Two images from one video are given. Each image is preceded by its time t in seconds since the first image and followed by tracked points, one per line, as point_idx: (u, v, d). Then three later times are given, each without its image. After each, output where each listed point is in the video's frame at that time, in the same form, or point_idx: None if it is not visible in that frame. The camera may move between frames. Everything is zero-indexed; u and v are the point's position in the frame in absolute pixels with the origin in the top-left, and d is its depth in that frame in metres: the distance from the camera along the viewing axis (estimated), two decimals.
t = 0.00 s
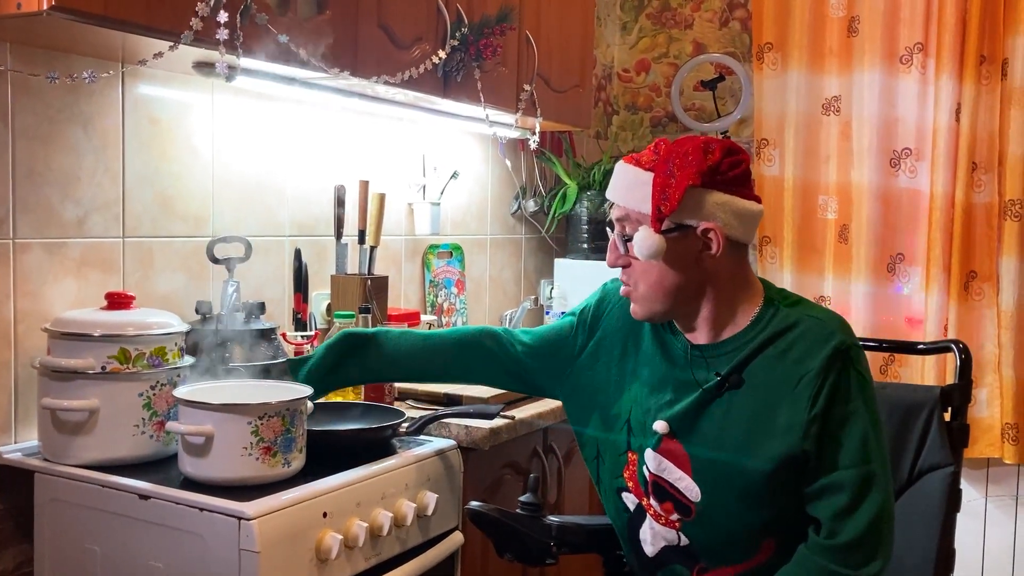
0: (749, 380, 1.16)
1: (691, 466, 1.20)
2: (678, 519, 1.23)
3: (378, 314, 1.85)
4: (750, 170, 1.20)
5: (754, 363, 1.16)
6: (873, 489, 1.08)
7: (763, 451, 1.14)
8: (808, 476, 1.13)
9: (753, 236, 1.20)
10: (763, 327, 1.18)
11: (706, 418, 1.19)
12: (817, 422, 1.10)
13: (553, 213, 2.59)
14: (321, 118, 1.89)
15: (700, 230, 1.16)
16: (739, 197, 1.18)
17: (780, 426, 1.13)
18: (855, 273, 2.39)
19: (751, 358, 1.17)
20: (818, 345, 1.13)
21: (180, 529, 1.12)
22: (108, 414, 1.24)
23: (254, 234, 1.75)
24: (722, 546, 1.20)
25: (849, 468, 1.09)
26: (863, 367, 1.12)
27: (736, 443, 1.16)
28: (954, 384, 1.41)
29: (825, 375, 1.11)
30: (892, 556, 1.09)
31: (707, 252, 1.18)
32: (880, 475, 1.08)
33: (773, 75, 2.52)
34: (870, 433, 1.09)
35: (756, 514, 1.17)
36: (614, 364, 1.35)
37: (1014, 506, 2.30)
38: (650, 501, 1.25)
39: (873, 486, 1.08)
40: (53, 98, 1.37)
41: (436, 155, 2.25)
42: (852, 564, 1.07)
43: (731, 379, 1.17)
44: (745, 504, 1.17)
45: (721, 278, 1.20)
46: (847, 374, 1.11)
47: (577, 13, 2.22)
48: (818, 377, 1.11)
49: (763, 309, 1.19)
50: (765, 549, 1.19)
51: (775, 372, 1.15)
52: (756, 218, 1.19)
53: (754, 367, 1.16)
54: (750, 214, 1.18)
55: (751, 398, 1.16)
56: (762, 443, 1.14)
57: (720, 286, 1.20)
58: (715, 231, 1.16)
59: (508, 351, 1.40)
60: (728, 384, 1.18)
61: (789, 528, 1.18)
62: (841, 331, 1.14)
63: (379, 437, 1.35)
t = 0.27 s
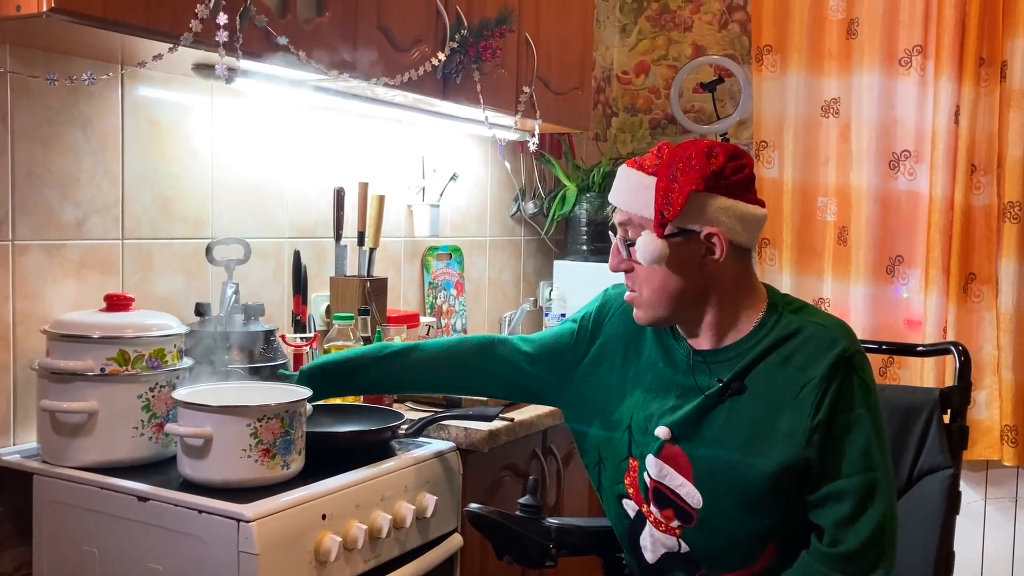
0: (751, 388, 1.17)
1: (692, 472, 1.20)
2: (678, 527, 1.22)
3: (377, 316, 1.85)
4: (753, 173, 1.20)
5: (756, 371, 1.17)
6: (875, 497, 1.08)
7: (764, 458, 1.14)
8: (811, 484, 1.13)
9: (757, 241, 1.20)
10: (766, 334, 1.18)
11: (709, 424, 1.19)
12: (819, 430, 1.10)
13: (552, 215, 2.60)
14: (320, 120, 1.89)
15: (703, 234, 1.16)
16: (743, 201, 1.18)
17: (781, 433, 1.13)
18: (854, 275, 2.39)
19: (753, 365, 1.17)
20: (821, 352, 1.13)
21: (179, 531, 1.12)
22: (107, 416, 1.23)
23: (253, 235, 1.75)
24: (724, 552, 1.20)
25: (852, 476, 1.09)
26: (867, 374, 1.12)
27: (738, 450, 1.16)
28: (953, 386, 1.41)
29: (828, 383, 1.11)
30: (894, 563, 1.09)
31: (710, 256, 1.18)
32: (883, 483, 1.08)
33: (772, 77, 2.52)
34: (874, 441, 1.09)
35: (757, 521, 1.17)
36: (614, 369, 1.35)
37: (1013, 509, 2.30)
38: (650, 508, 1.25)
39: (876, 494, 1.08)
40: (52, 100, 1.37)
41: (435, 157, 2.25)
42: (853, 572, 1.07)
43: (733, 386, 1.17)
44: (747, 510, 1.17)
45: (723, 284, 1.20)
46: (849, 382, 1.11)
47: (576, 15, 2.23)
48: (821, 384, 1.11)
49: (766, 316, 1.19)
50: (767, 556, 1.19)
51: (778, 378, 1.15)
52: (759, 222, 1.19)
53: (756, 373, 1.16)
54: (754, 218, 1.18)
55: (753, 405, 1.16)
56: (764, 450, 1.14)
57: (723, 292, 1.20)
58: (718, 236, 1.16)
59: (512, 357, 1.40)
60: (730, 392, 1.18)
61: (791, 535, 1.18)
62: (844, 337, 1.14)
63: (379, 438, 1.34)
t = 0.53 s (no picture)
0: (755, 391, 1.17)
1: (696, 477, 1.20)
2: (681, 535, 1.23)
3: (376, 318, 1.85)
4: (752, 178, 1.20)
5: (760, 374, 1.17)
6: (879, 497, 1.08)
7: (768, 460, 1.14)
8: (814, 485, 1.13)
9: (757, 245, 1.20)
10: (769, 337, 1.18)
11: (714, 427, 1.19)
12: (823, 431, 1.11)
13: (552, 218, 2.60)
14: (320, 123, 1.90)
15: (703, 240, 1.16)
16: (742, 205, 1.18)
17: (785, 435, 1.13)
18: (853, 278, 2.39)
19: (757, 368, 1.17)
20: (825, 354, 1.14)
21: (178, 534, 1.12)
22: (106, 418, 1.23)
23: (253, 238, 1.75)
24: (726, 553, 1.20)
25: (855, 477, 1.09)
26: (870, 375, 1.13)
27: (743, 452, 1.16)
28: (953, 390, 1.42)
29: (832, 385, 1.11)
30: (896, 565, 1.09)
31: (711, 261, 1.18)
32: (886, 483, 1.09)
33: (772, 80, 2.53)
34: (877, 442, 1.10)
35: (760, 523, 1.17)
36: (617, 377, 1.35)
37: (1013, 512, 2.30)
38: (651, 517, 1.25)
39: (879, 494, 1.08)
40: (52, 103, 1.37)
41: (435, 159, 2.25)
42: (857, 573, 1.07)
43: (737, 389, 1.17)
44: (750, 511, 1.17)
45: (724, 289, 1.19)
46: (854, 384, 1.12)
47: (575, 18, 2.23)
48: (825, 386, 1.12)
49: (768, 319, 1.19)
50: (769, 558, 1.19)
51: (782, 381, 1.15)
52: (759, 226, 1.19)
53: (760, 376, 1.17)
54: (754, 222, 1.18)
55: (758, 407, 1.16)
56: (768, 453, 1.14)
57: (724, 297, 1.20)
58: (718, 241, 1.16)
59: (511, 364, 1.40)
60: (734, 396, 1.18)
61: (793, 537, 1.18)
62: (848, 339, 1.14)
63: (378, 441, 1.34)
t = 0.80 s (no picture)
0: (746, 390, 1.09)
1: (687, 472, 1.14)
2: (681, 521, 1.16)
3: (376, 322, 1.86)
4: (737, 184, 1.11)
5: (751, 373, 1.09)
6: (868, 509, 0.99)
7: (753, 462, 1.07)
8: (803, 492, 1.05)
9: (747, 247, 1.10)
10: (766, 334, 1.09)
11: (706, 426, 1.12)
12: (808, 437, 1.03)
13: (552, 221, 2.60)
14: (320, 127, 1.90)
15: (683, 248, 1.08)
16: (726, 213, 1.09)
17: (770, 438, 1.06)
18: (852, 282, 2.39)
19: (749, 366, 1.09)
20: (817, 357, 1.05)
21: (177, 538, 1.12)
22: (105, 423, 1.23)
23: (253, 242, 1.76)
24: (716, 552, 1.14)
25: (845, 486, 1.00)
26: (863, 381, 1.03)
27: (731, 452, 1.09)
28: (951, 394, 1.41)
29: (820, 389, 1.03)
30: None
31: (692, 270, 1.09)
32: (876, 495, 1.00)
33: (771, 84, 2.53)
34: (869, 452, 1.01)
35: (753, 520, 1.10)
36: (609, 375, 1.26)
37: (1012, 515, 2.30)
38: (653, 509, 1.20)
39: (869, 506, 0.99)
40: (52, 107, 1.37)
41: (435, 163, 2.26)
42: None
43: (728, 388, 1.10)
44: (740, 510, 1.10)
45: (714, 291, 1.11)
46: (844, 390, 1.02)
47: (575, 22, 2.23)
48: (814, 389, 1.03)
49: (767, 315, 1.11)
50: (763, 553, 1.12)
51: (772, 382, 1.07)
52: (748, 230, 1.10)
53: (751, 376, 1.09)
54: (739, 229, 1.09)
55: (745, 408, 1.09)
56: (754, 456, 1.07)
57: (713, 301, 1.11)
58: (698, 248, 1.08)
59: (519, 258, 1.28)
60: (726, 394, 1.11)
61: (790, 536, 1.11)
62: (842, 343, 1.05)
63: (378, 445, 1.34)
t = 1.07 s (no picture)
0: (734, 386, 1.07)
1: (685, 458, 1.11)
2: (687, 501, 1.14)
3: (376, 325, 1.86)
4: (690, 194, 1.08)
5: (739, 370, 1.07)
6: (855, 509, 0.96)
7: (737, 459, 1.04)
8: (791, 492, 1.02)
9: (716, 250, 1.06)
10: (756, 331, 1.07)
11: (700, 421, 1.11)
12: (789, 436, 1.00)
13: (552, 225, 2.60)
14: (320, 131, 1.90)
15: (651, 272, 1.07)
16: (683, 227, 1.05)
17: (751, 435, 1.03)
18: (852, 285, 2.39)
19: (737, 363, 1.07)
20: (803, 356, 1.02)
21: (177, 542, 1.12)
22: (105, 427, 1.23)
23: (253, 246, 1.76)
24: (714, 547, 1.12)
25: (829, 487, 0.97)
26: (850, 384, 1.01)
27: (718, 447, 1.07)
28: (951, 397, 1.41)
29: (803, 387, 1.00)
30: None
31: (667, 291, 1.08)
32: (864, 495, 0.97)
33: (771, 88, 2.53)
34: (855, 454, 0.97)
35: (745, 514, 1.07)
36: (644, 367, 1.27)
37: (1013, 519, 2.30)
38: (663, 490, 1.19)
39: (856, 507, 0.96)
40: (52, 111, 1.37)
41: (435, 167, 2.26)
42: None
43: (717, 384, 1.08)
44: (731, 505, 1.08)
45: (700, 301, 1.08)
46: (826, 389, 0.99)
47: (574, 26, 2.23)
48: (796, 387, 1.01)
49: (761, 311, 1.08)
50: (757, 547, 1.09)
51: (759, 379, 1.05)
52: (714, 236, 1.05)
53: (740, 372, 1.07)
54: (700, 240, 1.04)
55: (733, 404, 1.06)
56: (740, 453, 1.04)
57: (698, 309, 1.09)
58: (666, 270, 1.05)
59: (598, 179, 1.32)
60: (716, 388, 1.09)
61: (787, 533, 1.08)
62: (829, 346, 1.03)
63: (378, 449, 1.34)
